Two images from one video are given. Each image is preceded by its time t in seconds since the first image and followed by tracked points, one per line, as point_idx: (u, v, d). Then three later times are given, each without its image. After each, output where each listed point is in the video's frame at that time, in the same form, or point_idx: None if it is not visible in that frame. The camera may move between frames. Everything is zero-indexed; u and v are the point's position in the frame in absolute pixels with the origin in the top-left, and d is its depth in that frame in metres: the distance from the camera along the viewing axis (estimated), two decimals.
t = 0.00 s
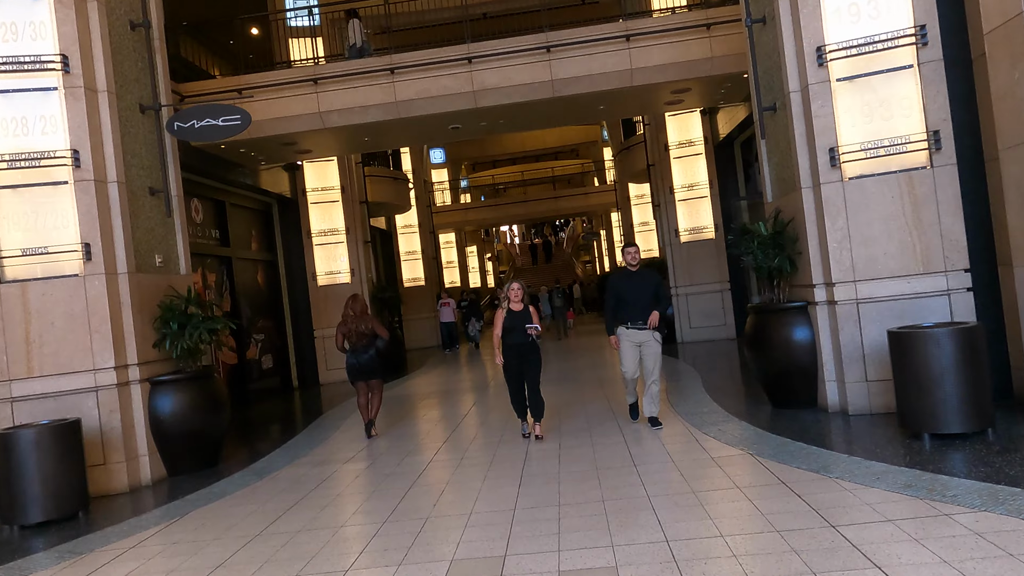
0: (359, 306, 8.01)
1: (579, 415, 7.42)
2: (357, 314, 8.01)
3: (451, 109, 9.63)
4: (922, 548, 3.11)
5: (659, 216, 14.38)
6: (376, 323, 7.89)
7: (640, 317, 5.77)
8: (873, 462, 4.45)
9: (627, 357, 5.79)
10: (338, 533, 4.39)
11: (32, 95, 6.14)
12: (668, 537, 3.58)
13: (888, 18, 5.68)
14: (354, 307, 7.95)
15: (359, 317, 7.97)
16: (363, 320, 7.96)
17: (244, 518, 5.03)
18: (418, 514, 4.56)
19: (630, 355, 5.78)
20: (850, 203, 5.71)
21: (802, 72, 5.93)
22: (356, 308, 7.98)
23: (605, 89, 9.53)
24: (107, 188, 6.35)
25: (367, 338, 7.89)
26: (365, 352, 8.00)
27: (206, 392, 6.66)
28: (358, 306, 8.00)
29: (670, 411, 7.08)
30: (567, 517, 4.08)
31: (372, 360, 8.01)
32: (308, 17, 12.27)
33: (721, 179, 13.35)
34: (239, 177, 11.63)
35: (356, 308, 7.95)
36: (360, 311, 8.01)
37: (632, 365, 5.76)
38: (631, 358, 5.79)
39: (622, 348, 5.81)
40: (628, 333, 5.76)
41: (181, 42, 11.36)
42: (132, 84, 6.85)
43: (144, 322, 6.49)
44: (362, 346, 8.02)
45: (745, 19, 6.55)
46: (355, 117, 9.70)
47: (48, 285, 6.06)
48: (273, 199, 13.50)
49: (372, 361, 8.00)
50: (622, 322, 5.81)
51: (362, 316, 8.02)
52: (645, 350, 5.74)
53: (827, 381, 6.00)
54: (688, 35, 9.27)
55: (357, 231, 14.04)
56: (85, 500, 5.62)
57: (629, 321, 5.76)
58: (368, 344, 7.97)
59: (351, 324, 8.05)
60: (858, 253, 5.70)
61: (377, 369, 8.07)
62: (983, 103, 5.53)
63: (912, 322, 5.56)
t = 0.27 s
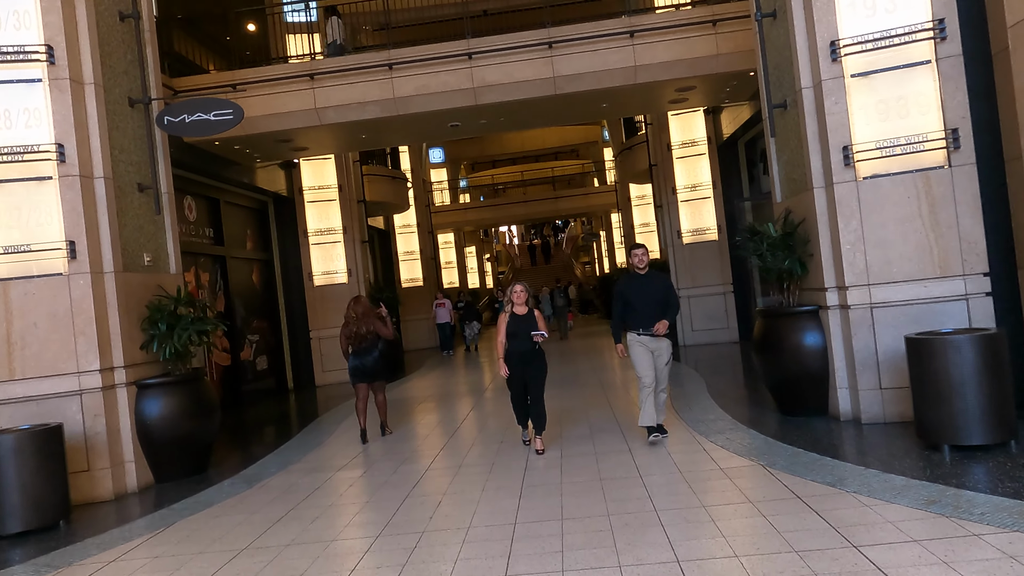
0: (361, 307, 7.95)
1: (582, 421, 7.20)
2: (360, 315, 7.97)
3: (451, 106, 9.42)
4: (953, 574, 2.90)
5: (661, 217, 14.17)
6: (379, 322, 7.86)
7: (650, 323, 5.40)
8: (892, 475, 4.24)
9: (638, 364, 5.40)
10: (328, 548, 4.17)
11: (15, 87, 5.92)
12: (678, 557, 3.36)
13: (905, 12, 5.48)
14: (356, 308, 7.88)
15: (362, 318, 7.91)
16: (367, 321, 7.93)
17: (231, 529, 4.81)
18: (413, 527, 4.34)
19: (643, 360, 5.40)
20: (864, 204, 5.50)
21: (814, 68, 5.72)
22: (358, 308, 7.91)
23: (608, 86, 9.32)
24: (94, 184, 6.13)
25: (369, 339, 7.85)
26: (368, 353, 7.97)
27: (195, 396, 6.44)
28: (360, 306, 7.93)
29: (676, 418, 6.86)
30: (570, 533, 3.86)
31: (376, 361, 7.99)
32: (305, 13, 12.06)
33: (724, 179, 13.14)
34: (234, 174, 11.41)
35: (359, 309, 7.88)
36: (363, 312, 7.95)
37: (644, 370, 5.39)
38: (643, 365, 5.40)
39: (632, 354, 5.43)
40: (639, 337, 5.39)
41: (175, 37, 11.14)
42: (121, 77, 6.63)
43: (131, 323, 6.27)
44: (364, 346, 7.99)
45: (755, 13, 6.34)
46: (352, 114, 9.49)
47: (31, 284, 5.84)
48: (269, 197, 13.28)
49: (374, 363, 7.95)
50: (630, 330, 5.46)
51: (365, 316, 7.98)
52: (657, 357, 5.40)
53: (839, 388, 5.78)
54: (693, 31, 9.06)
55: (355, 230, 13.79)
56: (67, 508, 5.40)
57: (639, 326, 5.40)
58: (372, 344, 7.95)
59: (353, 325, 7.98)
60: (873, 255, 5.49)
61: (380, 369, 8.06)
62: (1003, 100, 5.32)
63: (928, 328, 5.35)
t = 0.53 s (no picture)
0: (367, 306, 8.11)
1: (585, 427, 6.99)
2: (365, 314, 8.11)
3: (450, 103, 9.21)
4: None
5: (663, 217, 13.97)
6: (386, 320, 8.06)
7: (663, 327, 5.14)
8: (914, 485, 4.03)
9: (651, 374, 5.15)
10: (321, 561, 3.96)
11: None
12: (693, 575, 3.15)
13: (923, 2, 5.28)
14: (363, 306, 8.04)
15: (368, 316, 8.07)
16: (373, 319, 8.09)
17: (220, 540, 4.59)
18: (411, 539, 4.13)
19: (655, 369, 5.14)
20: (880, 202, 5.30)
21: (828, 61, 5.52)
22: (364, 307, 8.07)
23: (611, 82, 9.11)
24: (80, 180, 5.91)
25: (375, 337, 7.99)
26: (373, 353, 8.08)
27: (185, 399, 6.22)
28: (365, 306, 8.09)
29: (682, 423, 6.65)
30: (577, 547, 3.65)
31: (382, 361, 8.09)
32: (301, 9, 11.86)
33: (727, 179, 12.94)
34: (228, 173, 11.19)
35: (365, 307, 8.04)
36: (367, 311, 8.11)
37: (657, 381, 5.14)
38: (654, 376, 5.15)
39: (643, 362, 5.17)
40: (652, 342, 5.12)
41: (170, 33, 10.93)
42: (109, 70, 6.41)
43: (119, 324, 6.05)
44: (368, 347, 8.09)
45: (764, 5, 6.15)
46: (349, 110, 9.27)
47: (14, 284, 5.62)
48: (265, 196, 13.06)
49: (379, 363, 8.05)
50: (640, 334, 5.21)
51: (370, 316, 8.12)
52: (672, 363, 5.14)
53: (852, 392, 5.58)
54: (698, 27, 8.85)
55: (352, 231, 13.63)
56: (50, 518, 5.17)
57: (650, 331, 5.14)
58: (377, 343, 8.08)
59: (357, 325, 8.09)
60: (889, 255, 5.29)
61: (380, 371, 8.16)
62: None
63: (946, 330, 5.15)
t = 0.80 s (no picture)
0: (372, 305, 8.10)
1: (592, 432, 6.76)
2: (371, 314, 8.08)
3: (451, 99, 8.98)
4: None
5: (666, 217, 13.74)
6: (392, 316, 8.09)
7: (678, 327, 4.88)
8: (947, 497, 3.81)
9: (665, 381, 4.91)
10: None
11: None
12: None
13: None
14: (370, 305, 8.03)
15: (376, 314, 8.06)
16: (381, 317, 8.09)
17: (211, 554, 4.35)
18: (414, 554, 3.89)
19: (672, 375, 4.88)
20: (902, 198, 5.08)
21: (847, 51, 5.29)
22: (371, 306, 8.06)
23: (616, 78, 8.88)
24: (67, 176, 5.68)
25: (383, 338, 7.91)
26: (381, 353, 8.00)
27: (177, 404, 5.99)
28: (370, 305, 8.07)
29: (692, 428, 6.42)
30: (592, 565, 3.42)
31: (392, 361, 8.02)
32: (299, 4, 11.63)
33: (732, 177, 12.73)
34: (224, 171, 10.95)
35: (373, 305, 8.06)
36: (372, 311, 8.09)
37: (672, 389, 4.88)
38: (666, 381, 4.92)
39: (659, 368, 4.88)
40: (666, 344, 4.85)
41: (165, 28, 10.69)
42: (98, 61, 6.17)
43: (108, 325, 5.81)
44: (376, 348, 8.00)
45: None
46: (347, 106, 9.03)
47: None
48: (261, 195, 12.81)
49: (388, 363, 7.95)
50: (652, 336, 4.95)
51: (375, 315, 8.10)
52: (692, 365, 4.85)
53: (873, 397, 5.36)
54: (705, 20, 8.63)
55: (350, 231, 13.48)
56: (34, 529, 4.93)
57: (666, 332, 4.87)
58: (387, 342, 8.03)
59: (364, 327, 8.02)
60: (911, 253, 5.07)
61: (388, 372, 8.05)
62: None
63: (972, 332, 4.93)
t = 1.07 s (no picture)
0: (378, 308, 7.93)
1: (598, 440, 6.55)
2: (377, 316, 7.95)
3: (452, 96, 8.77)
4: None
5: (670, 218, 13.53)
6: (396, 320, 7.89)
7: (701, 334, 4.52)
8: (979, 511, 3.61)
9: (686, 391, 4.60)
10: None
11: None
12: None
13: None
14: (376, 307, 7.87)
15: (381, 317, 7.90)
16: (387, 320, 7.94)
17: (202, 570, 4.14)
18: (415, 571, 3.68)
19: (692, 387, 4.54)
20: (923, 196, 4.88)
21: (864, 44, 5.10)
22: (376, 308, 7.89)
23: (620, 75, 8.69)
24: (54, 174, 5.47)
25: (388, 338, 7.82)
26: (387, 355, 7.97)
27: (169, 410, 5.78)
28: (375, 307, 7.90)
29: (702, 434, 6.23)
30: None
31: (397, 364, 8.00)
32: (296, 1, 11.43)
33: (736, 177, 12.54)
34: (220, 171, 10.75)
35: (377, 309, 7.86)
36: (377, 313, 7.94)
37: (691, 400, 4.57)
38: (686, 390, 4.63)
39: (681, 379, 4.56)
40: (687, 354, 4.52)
41: (162, 27, 10.46)
42: (87, 56, 5.97)
43: (97, 329, 5.60)
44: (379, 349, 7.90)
45: None
46: (345, 104, 8.83)
47: None
48: (258, 195, 12.60)
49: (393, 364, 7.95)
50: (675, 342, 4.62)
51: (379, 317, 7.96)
52: (713, 377, 4.49)
53: (891, 404, 5.16)
54: (712, 16, 8.44)
55: (348, 232, 13.26)
56: (17, 542, 4.72)
57: (688, 339, 4.53)
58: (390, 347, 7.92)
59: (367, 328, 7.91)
60: (932, 254, 4.87)
61: (392, 373, 7.95)
62: None
63: (996, 336, 4.74)
